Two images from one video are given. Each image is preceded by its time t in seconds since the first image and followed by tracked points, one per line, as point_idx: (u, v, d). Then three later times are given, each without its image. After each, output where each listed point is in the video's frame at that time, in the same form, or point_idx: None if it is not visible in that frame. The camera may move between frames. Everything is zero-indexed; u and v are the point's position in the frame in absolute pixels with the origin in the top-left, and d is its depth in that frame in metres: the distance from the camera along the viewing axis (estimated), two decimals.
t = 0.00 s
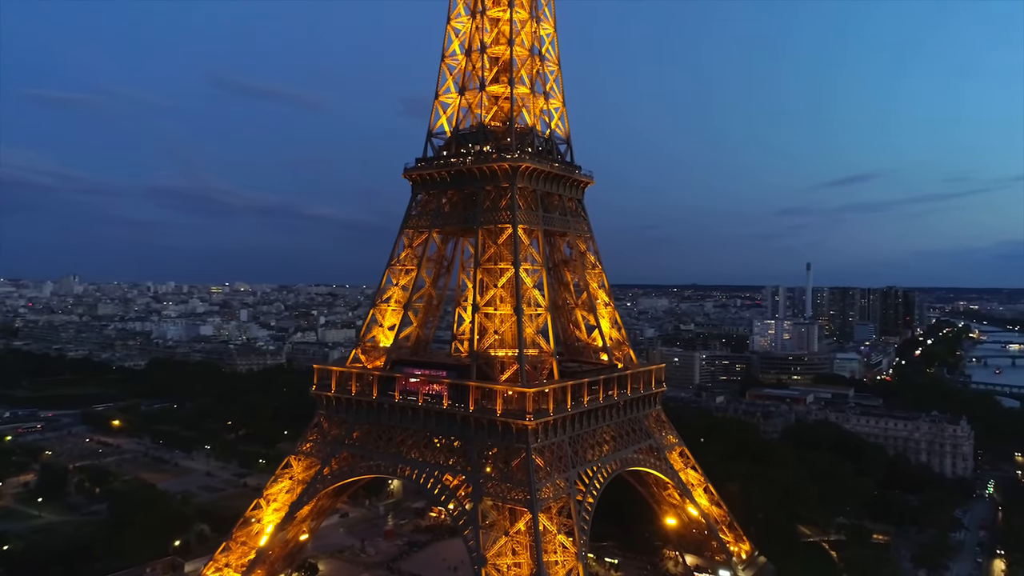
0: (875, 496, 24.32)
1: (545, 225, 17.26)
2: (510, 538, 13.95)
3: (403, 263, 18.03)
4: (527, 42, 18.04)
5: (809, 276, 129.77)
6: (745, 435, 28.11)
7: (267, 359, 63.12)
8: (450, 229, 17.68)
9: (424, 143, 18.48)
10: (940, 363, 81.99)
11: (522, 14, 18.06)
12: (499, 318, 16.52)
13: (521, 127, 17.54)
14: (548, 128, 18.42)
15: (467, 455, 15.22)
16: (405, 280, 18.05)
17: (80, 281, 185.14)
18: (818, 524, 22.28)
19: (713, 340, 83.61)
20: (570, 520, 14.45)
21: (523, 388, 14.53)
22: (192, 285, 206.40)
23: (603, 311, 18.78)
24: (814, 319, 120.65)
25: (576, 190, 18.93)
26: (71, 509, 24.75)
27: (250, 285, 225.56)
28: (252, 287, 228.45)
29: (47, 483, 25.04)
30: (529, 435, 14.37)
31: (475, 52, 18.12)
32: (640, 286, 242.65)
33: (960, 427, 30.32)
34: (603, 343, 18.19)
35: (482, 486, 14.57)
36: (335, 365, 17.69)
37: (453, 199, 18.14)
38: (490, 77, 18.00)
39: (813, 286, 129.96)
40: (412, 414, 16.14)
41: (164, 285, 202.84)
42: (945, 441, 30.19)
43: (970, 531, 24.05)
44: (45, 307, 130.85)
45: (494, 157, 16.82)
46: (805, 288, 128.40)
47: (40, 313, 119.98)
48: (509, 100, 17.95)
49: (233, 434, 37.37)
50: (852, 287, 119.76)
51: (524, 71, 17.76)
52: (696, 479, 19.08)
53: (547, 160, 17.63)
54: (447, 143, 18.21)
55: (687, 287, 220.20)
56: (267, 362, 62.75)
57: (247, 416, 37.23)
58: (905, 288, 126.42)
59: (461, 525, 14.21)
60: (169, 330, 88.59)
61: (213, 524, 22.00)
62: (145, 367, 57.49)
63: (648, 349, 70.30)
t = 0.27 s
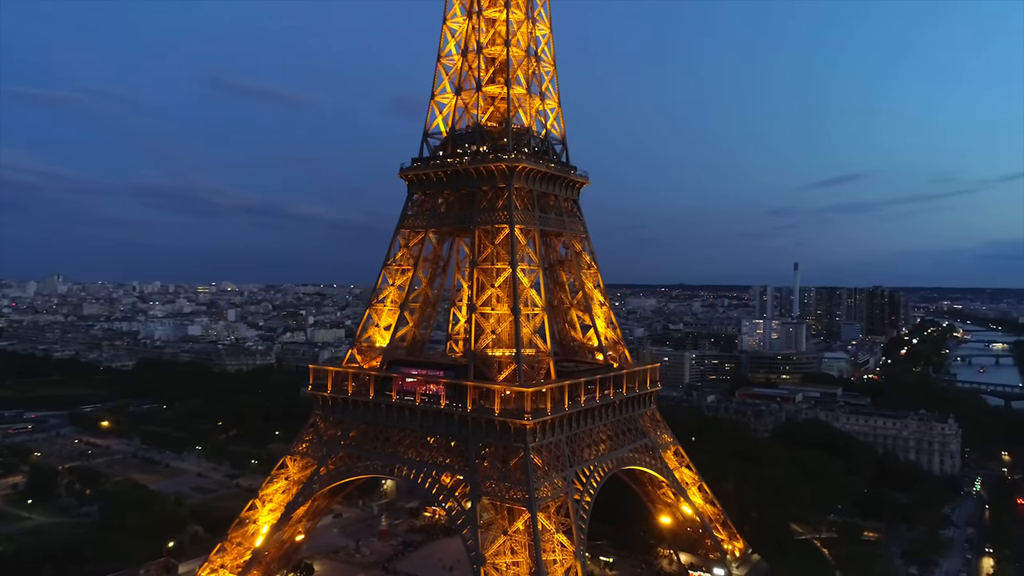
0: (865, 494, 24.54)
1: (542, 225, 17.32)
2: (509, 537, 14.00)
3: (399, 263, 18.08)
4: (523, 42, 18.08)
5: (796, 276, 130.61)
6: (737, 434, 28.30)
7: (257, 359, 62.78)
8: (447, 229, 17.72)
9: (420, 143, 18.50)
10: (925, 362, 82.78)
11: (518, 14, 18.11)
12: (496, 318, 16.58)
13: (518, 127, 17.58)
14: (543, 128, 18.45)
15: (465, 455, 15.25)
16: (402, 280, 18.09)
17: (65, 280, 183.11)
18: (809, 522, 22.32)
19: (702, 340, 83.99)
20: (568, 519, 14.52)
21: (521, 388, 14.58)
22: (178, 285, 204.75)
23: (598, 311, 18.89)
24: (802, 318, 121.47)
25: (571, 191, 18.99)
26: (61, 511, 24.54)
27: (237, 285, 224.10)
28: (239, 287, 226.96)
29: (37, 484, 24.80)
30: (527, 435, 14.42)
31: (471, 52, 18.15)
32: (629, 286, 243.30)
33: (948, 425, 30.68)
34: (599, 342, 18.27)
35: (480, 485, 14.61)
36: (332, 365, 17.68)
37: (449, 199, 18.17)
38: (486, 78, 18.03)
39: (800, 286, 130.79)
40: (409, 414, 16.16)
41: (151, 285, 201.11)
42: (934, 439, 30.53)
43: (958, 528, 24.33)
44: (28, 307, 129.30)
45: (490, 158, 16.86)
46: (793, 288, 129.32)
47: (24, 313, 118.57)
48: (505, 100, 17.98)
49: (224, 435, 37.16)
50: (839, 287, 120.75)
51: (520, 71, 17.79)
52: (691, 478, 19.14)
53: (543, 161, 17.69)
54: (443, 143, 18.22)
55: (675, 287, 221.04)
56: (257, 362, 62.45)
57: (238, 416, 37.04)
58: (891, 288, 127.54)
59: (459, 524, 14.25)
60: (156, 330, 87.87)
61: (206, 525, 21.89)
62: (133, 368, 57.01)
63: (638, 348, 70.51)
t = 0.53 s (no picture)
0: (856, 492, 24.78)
1: (538, 225, 17.38)
2: (507, 537, 14.06)
3: (395, 263, 18.09)
4: (519, 43, 18.12)
5: (783, 276, 131.51)
6: (729, 433, 28.49)
7: (245, 359, 62.42)
8: (443, 229, 17.73)
9: (416, 143, 18.50)
10: (911, 362, 83.61)
11: (514, 15, 18.14)
12: (492, 318, 16.63)
13: (514, 127, 17.62)
14: (539, 128, 18.49)
15: (462, 455, 15.29)
16: (398, 280, 18.08)
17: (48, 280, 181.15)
18: (801, 519, 22.41)
19: (691, 339, 84.39)
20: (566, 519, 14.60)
21: (519, 388, 14.62)
22: (163, 285, 203.06)
23: (593, 311, 18.97)
24: (789, 318, 122.29)
25: (567, 191, 19.06)
26: (51, 512, 24.32)
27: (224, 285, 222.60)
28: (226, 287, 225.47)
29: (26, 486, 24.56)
30: (525, 435, 14.47)
31: (467, 52, 18.18)
32: (617, 286, 244.01)
33: (936, 424, 31.03)
34: (594, 342, 18.36)
35: (478, 485, 14.65)
36: (327, 365, 17.65)
37: (445, 199, 18.18)
38: (482, 78, 18.06)
39: (787, 286, 131.70)
40: (406, 414, 16.16)
41: (136, 284, 199.40)
42: (922, 438, 30.88)
43: (947, 525, 24.63)
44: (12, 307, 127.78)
45: (487, 158, 16.89)
46: (780, 288, 130.20)
47: (7, 313, 117.15)
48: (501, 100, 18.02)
49: (214, 435, 36.96)
50: (825, 287, 121.71)
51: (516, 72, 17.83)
52: (686, 476, 19.23)
53: (539, 161, 17.74)
54: (439, 143, 18.25)
55: (663, 287, 221.93)
56: (245, 362, 62.11)
57: (228, 417, 36.86)
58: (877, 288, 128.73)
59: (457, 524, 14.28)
60: (142, 330, 87.13)
61: (199, 526, 21.78)
62: (120, 368, 56.53)
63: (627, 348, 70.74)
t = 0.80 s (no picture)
0: (847, 490, 25.03)
1: (534, 226, 17.44)
2: (506, 535, 14.11)
3: (391, 263, 18.05)
4: (515, 44, 18.18)
5: (771, 276, 132.31)
6: (721, 432, 28.67)
7: (235, 360, 62.05)
8: (440, 229, 17.73)
9: (412, 143, 18.50)
10: (897, 361, 84.39)
11: (510, 15, 18.19)
12: (490, 318, 16.65)
13: (511, 128, 17.67)
14: (535, 129, 18.56)
15: (460, 454, 15.32)
16: (394, 280, 18.05)
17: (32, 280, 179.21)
18: (793, 517, 22.57)
19: (681, 339, 84.78)
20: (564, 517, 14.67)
21: (517, 388, 14.68)
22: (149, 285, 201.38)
23: (588, 311, 19.05)
24: (777, 318, 123.06)
25: (563, 191, 19.14)
26: (42, 514, 24.09)
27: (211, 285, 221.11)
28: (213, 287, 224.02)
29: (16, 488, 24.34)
30: (523, 434, 14.52)
31: (463, 52, 18.20)
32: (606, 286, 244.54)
33: (924, 422, 31.37)
34: (590, 342, 18.46)
35: (476, 485, 14.67)
36: (323, 366, 17.61)
37: (442, 199, 18.19)
38: (478, 78, 18.10)
39: (775, 286, 132.55)
40: (403, 414, 16.16)
41: (122, 285, 197.47)
42: (910, 436, 31.22)
43: (936, 522, 24.94)
44: None
45: (484, 158, 16.93)
46: (768, 288, 131.02)
47: None
48: (498, 101, 18.08)
49: (205, 436, 36.74)
50: (813, 287, 122.54)
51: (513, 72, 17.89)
52: (680, 476, 19.40)
53: (536, 161, 17.81)
54: (435, 143, 18.27)
55: (651, 287, 222.75)
56: (235, 363, 61.75)
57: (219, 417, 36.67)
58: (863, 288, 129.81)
59: (456, 523, 14.30)
60: (130, 331, 86.41)
61: (193, 527, 21.67)
62: (108, 369, 56.04)
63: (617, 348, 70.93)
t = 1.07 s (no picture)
0: (836, 488, 25.31)
1: (529, 226, 17.50)
2: (503, 535, 14.16)
3: (386, 263, 18.07)
4: (510, 44, 18.23)
5: (757, 276, 133.16)
6: (711, 431, 28.88)
7: (222, 360, 61.64)
8: (434, 229, 17.76)
9: (406, 143, 18.51)
10: (882, 360, 85.23)
11: (505, 16, 18.25)
12: (485, 318, 16.71)
13: (506, 128, 17.72)
14: (529, 129, 18.62)
15: (457, 454, 15.36)
16: (389, 280, 18.06)
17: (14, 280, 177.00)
18: (783, 516, 22.93)
19: (669, 339, 85.16)
20: (560, 516, 14.74)
21: (514, 388, 14.75)
22: (133, 284, 199.39)
23: (582, 311, 19.15)
24: (763, 317, 123.89)
25: (557, 192, 19.21)
26: (30, 516, 23.84)
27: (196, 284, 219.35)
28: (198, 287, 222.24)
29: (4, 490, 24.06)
30: (520, 433, 14.59)
31: (457, 53, 18.23)
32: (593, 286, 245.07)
33: (911, 421, 31.74)
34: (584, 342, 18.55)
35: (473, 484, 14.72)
36: (318, 366, 17.58)
37: (437, 199, 18.22)
38: (472, 79, 18.13)
39: (761, 286, 133.45)
40: (399, 414, 16.18)
41: (105, 284, 195.32)
42: (898, 434, 31.56)
43: (923, 519, 25.26)
44: None
45: (479, 158, 16.97)
46: (754, 288, 131.91)
47: None
48: (492, 101, 18.12)
49: (194, 437, 36.50)
50: (798, 287, 123.50)
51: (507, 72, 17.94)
52: (673, 475, 19.50)
53: (530, 162, 17.87)
54: (430, 143, 18.29)
55: (638, 287, 223.50)
56: (222, 363, 61.35)
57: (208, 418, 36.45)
58: (848, 288, 130.95)
59: (453, 523, 14.33)
60: (115, 331, 85.58)
61: (184, 528, 21.52)
62: (93, 370, 55.52)
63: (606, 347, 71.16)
